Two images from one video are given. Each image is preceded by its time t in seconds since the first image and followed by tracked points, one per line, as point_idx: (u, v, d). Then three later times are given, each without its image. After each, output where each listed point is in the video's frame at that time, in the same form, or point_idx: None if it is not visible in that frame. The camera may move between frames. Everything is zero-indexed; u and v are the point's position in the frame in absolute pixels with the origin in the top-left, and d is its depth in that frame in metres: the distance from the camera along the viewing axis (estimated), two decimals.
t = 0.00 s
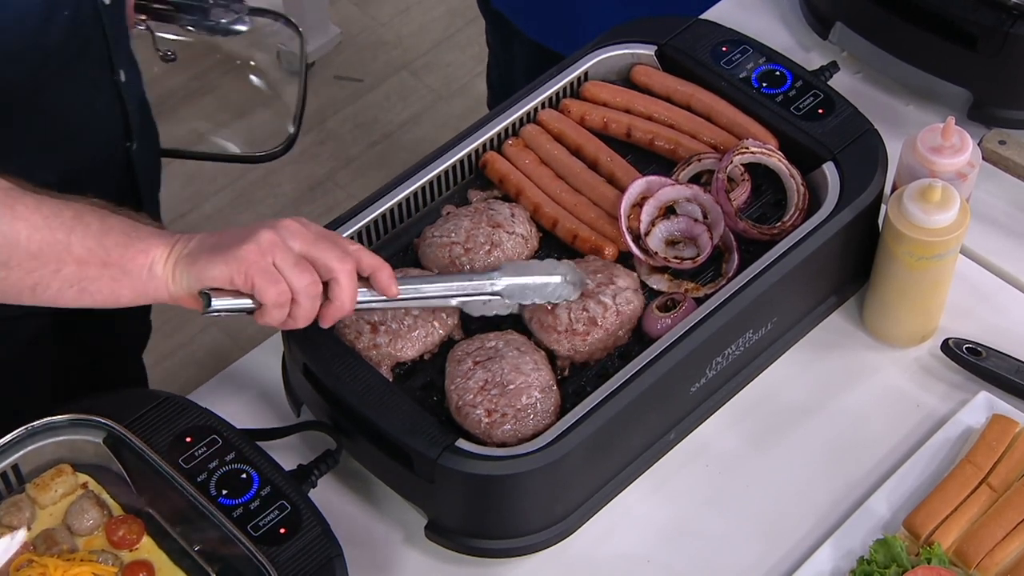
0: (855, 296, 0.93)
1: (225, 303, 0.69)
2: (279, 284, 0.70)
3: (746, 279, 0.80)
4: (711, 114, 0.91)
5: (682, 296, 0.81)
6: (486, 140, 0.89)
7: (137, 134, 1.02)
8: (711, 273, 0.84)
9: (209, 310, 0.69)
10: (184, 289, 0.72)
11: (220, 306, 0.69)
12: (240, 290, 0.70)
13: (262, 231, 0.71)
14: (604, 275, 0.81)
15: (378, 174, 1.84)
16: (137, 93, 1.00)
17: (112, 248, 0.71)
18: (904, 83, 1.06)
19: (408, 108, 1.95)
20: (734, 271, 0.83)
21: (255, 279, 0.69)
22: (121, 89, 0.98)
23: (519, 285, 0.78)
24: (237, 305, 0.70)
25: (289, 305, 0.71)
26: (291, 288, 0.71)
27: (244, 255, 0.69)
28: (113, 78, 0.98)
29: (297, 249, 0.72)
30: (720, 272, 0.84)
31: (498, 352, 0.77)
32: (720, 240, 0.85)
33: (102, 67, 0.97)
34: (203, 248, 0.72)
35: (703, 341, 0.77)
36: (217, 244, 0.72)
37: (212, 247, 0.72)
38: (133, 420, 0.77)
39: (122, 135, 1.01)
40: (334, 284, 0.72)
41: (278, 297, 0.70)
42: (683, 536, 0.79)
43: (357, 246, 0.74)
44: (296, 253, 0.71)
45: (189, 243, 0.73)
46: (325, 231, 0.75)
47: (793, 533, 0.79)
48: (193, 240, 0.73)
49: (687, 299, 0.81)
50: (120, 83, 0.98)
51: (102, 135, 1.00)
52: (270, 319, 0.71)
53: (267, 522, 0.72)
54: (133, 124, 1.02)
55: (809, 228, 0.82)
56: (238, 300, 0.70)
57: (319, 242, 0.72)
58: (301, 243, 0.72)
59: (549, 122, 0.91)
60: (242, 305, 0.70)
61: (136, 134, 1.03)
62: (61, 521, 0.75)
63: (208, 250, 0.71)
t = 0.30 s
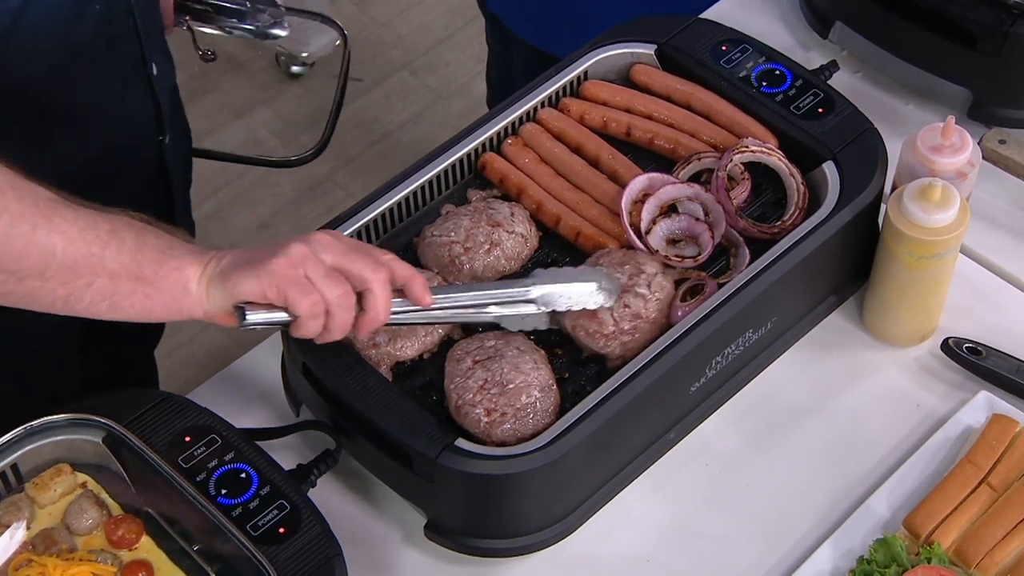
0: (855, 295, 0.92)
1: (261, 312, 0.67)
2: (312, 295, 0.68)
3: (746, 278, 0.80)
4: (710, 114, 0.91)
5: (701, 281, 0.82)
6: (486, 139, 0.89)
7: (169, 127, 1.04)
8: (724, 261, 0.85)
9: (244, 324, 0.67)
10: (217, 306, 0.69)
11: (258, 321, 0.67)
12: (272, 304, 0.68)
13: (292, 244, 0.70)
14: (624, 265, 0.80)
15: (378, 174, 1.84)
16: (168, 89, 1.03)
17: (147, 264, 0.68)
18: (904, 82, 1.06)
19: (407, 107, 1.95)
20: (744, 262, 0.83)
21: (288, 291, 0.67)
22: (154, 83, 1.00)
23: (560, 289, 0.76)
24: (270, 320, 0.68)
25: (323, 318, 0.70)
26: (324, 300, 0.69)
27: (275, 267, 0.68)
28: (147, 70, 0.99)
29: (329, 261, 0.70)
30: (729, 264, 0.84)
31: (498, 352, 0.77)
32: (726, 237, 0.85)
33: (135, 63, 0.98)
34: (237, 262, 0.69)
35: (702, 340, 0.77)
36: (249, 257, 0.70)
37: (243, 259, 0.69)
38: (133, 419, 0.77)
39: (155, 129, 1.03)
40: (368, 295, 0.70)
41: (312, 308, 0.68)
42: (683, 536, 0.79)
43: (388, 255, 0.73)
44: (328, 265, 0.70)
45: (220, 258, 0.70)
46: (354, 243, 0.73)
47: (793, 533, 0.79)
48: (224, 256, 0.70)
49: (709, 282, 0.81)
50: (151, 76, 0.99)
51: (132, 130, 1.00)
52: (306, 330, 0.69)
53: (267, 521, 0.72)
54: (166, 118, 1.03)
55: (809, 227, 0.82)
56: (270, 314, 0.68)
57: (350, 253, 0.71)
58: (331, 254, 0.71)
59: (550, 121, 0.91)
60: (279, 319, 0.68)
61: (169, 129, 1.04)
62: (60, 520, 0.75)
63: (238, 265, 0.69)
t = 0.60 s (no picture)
0: (855, 294, 0.92)
1: (316, 334, 0.68)
2: (364, 312, 0.69)
3: (747, 277, 0.79)
4: (710, 112, 0.91)
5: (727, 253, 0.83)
6: (486, 138, 0.89)
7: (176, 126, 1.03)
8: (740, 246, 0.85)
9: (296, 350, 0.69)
10: (269, 332, 0.69)
11: (311, 343, 0.69)
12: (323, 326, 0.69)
13: (340, 261, 0.69)
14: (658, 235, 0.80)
15: (378, 174, 1.84)
16: (173, 86, 1.03)
17: (192, 290, 0.67)
18: (904, 81, 1.06)
19: (407, 107, 1.94)
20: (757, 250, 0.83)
21: (341, 312, 0.68)
22: (159, 81, 0.99)
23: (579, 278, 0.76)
24: (323, 340, 0.69)
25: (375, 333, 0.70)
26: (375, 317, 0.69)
27: (326, 289, 0.68)
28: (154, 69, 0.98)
29: (375, 277, 0.70)
30: (743, 250, 0.84)
31: (498, 351, 0.77)
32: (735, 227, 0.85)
33: (140, 62, 0.97)
34: (286, 284, 0.69)
35: (702, 339, 0.77)
36: (297, 279, 0.69)
37: (292, 282, 0.69)
38: (133, 418, 0.77)
39: (162, 129, 1.02)
40: (416, 308, 0.71)
41: (366, 326, 0.69)
42: (683, 535, 0.79)
43: (428, 263, 0.72)
44: (374, 281, 0.69)
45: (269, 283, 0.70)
46: (395, 252, 0.73)
47: (793, 533, 0.79)
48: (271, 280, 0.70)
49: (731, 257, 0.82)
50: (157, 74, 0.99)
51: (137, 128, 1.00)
52: (360, 349, 0.70)
53: (266, 521, 0.72)
54: (173, 115, 1.02)
55: (810, 225, 0.82)
56: (323, 336, 0.69)
57: (396, 265, 0.70)
58: (378, 269, 0.70)
59: (550, 120, 0.91)
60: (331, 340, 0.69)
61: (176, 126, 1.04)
62: (59, 520, 0.75)
63: (288, 288, 0.69)
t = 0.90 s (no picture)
0: (855, 294, 0.92)
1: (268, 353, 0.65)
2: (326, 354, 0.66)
3: (747, 276, 0.79)
4: (711, 112, 0.91)
5: (717, 262, 0.82)
6: (486, 138, 0.89)
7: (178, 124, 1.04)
8: (733, 251, 0.85)
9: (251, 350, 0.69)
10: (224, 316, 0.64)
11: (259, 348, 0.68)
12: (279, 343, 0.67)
13: (319, 305, 0.62)
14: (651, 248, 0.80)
15: (378, 174, 1.84)
16: (170, 84, 1.03)
17: (149, 270, 0.60)
18: (904, 80, 1.06)
19: (407, 107, 1.94)
20: (751, 254, 0.83)
21: (300, 356, 0.65)
22: (162, 79, 0.99)
23: (557, 299, 0.77)
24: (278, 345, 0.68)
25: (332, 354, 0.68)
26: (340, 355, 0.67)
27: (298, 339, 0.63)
28: (155, 66, 0.98)
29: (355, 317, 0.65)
30: (738, 253, 0.84)
31: (498, 350, 0.77)
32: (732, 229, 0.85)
33: (143, 61, 0.97)
34: (255, 297, 0.62)
35: (703, 338, 0.77)
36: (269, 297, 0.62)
37: (263, 299, 0.62)
38: (132, 417, 0.76)
39: (164, 126, 1.03)
40: (372, 348, 0.69)
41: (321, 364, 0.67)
42: (683, 535, 0.79)
43: (415, 303, 0.67)
44: (349, 326, 0.65)
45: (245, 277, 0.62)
46: (389, 275, 0.66)
47: (794, 532, 0.79)
48: (245, 275, 0.62)
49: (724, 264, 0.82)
50: (158, 71, 0.99)
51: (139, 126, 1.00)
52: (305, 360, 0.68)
53: (265, 520, 0.72)
54: (175, 114, 1.03)
55: (810, 225, 0.82)
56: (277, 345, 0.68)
57: (381, 312, 0.65)
58: (360, 313, 0.64)
59: (550, 119, 0.91)
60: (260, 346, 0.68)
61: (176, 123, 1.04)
62: (59, 519, 0.75)
63: (261, 302, 0.62)
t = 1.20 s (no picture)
0: (855, 294, 0.92)
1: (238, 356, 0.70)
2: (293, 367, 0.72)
3: (747, 276, 0.79)
4: (711, 111, 0.91)
5: (717, 262, 0.82)
6: (486, 137, 0.89)
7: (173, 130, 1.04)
8: (734, 251, 0.85)
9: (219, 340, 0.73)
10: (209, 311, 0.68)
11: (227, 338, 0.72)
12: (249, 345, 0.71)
13: (299, 338, 0.68)
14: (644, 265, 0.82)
15: (378, 174, 1.84)
16: (166, 90, 1.03)
17: (146, 274, 0.63)
18: (905, 80, 1.06)
19: (407, 107, 1.94)
20: (751, 254, 0.83)
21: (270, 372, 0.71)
22: (157, 85, 0.99)
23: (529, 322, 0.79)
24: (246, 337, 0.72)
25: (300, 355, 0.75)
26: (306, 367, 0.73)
27: (276, 364, 0.70)
28: (150, 73, 0.98)
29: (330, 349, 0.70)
30: (738, 253, 0.84)
31: (498, 350, 0.77)
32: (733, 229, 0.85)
33: (138, 65, 0.97)
34: (242, 314, 0.67)
35: (703, 338, 0.77)
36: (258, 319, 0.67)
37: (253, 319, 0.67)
38: (132, 417, 0.76)
39: (158, 132, 1.03)
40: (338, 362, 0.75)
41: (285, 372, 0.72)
42: (683, 535, 0.79)
43: (395, 338, 0.72)
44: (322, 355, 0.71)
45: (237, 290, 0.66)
46: (375, 314, 0.70)
47: (794, 532, 0.79)
48: (240, 292, 0.66)
49: (723, 264, 0.81)
50: (154, 77, 0.99)
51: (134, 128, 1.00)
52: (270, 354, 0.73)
53: (266, 520, 0.72)
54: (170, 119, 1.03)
55: (810, 225, 0.82)
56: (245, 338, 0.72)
57: (355, 348, 0.71)
58: (336, 347, 0.70)
59: (550, 119, 0.91)
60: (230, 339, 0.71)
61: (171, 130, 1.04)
62: (59, 519, 0.75)
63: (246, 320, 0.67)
